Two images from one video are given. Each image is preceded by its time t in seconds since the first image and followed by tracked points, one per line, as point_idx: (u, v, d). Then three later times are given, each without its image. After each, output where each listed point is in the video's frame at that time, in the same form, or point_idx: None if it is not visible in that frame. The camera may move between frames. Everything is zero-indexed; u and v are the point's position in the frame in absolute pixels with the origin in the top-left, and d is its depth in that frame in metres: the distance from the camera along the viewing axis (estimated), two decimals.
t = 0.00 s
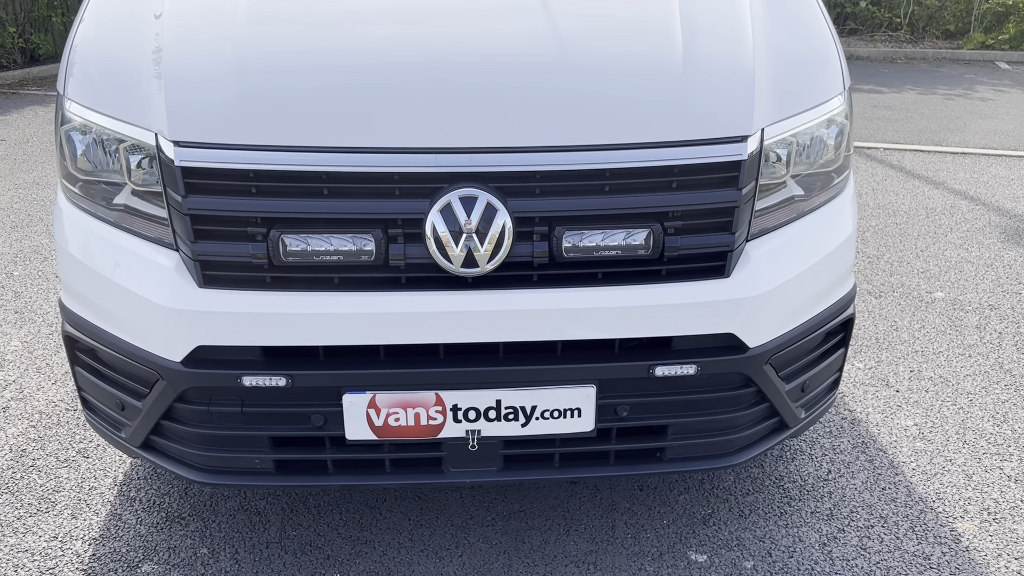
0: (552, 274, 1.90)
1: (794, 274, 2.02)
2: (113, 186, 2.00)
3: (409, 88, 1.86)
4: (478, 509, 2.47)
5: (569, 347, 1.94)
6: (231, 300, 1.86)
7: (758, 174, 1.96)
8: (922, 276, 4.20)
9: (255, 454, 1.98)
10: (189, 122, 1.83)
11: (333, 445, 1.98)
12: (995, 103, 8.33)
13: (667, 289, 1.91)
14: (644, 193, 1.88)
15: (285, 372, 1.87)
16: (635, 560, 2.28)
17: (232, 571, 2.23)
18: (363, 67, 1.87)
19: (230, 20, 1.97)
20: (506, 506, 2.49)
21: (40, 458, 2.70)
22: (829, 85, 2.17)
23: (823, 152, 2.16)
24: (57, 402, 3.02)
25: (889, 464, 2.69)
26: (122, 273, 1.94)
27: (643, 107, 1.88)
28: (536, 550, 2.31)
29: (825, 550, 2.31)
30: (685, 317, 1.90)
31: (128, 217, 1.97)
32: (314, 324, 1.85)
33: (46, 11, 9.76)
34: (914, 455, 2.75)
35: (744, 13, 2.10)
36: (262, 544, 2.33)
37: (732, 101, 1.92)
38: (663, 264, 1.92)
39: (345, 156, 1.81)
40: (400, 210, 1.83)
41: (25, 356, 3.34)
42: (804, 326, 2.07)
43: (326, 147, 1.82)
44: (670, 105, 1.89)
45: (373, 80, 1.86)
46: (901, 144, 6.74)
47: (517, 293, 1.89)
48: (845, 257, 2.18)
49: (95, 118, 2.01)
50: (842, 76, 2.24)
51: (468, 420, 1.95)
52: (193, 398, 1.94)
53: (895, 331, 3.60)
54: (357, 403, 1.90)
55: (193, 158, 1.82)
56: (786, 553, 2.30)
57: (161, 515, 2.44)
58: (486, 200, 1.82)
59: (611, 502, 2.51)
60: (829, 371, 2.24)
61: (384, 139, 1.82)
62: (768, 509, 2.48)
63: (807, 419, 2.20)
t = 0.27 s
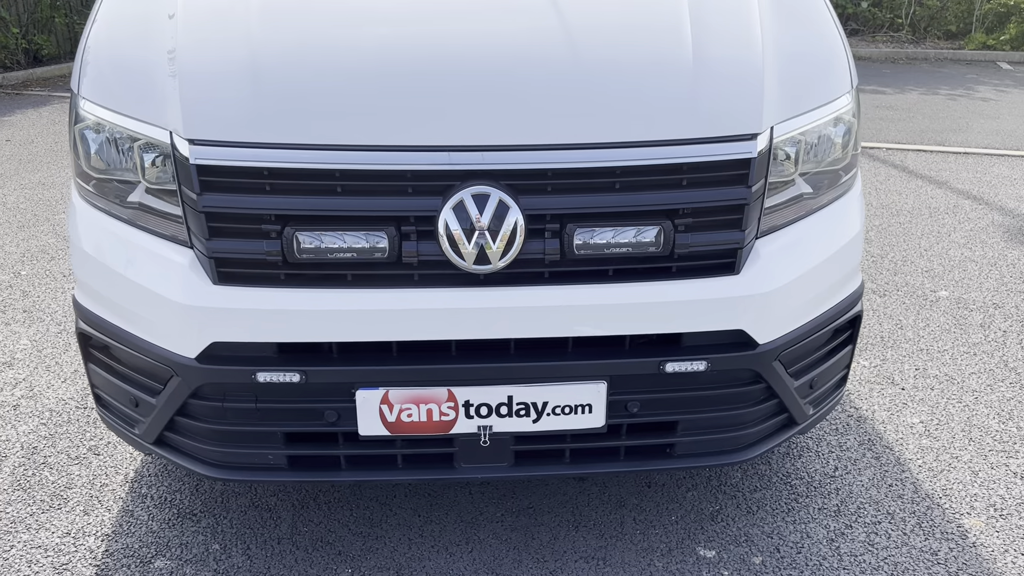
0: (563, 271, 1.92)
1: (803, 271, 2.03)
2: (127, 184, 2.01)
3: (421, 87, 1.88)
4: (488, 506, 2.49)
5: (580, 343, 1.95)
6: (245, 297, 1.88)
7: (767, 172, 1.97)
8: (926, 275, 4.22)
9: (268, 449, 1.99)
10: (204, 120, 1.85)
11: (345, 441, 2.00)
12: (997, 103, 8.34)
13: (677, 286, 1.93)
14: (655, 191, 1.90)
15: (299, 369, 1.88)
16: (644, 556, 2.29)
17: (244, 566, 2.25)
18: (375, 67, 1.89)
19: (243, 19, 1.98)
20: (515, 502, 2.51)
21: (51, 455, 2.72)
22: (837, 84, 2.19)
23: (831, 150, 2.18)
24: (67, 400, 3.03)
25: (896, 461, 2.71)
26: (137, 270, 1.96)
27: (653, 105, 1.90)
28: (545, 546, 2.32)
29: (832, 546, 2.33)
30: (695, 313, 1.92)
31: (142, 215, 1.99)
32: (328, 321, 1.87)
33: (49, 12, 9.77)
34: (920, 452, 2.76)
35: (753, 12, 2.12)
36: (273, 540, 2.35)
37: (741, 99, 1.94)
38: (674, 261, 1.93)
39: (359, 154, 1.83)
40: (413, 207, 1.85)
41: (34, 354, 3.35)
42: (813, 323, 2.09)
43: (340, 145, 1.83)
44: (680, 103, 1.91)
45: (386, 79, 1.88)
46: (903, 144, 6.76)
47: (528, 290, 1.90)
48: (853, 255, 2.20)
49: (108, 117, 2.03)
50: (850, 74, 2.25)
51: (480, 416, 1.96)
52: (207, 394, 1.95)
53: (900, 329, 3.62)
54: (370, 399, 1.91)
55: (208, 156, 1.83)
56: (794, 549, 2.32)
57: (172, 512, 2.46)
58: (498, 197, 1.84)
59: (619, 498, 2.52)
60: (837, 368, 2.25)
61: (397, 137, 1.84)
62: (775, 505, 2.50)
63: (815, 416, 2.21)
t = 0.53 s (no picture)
0: (577, 271, 1.92)
1: (816, 272, 2.04)
2: (141, 184, 2.02)
3: (436, 88, 1.88)
4: (499, 506, 2.49)
5: (593, 344, 1.96)
6: (260, 297, 1.88)
7: (780, 173, 1.98)
8: (932, 276, 4.22)
9: (282, 449, 2.00)
10: (220, 121, 1.85)
11: (359, 441, 2.01)
12: (1000, 104, 8.35)
13: (691, 286, 1.93)
14: (668, 191, 1.90)
15: (314, 368, 1.89)
16: (656, 556, 2.29)
17: (256, 566, 2.25)
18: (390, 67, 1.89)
19: (257, 21, 1.99)
20: (526, 502, 2.51)
21: (62, 455, 2.73)
22: (849, 85, 2.19)
23: (843, 151, 2.18)
24: (77, 400, 3.04)
25: (905, 461, 2.71)
26: (151, 270, 1.96)
27: (667, 106, 1.90)
28: (557, 546, 2.33)
29: (843, 546, 2.33)
30: (709, 314, 1.92)
31: (156, 215, 1.99)
32: (342, 321, 1.87)
33: (53, 12, 9.78)
34: (929, 452, 2.77)
35: (765, 14, 2.12)
36: (285, 539, 2.35)
37: (755, 100, 1.94)
38: (687, 262, 1.94)
39: (374, 154, 1.83)
40: (428, 208, 1.85)
41: (43, 355, 3.36)
42: (825, 323, 2.09)
43: (355, 146, 1.84)
44: (693, 104, 1.91)
45: (401, 80, 1.89)
46: (907, 145, 6.76)
47: (542, 290, 1.91)
48: (864, 255, 2.20)
49: (122, 117, 2.03)
50: (861, 75, 2.26)
51: (494, 416, 1.97)
52: (222, 394, 1.96)
53: (907, 330, 3.62)
54: (385, 399, 1.92)
55: (224, 156, 1.84)
56: (806, 549, 2.32)
57: (183, 512, 2.46)
58: (513, 198, 1.84)
59: (630, 498, 2.53)
60: (849, 368, 2.26)
61: (412, 138, 1.84)
62: (786, 505, 2.50)
63: (827, 416, 2.22)
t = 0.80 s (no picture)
0: (585, 272, 1.92)
1: (824, 273, 2.04)
2: (149, 185, 2.02)
3: (445, 89, 1.88)
4: (505, 507, 2.49)
5: (602, 345, 1.95)
6: (269, 298, 1.88)
7: (788, 174, 1.98)
8: (936, 277, 4.22)
9: (290, 450, 2.00)
10: (229, 121, 1.85)
11: (367, 442, 2.01)
12: (1003, 105, 8.35)
13: (699, 288, 1.93)
14: (677, 193, 1.90)
15: (322, 369, 1.89)
16: (662, 558, 2.29)
17: (263, 567, 2.25)
18: (399, 69, 1.89)
19: (266, 22, 1.99)
20: (532, 503, 2.51)
21: (68, 455, 2.72)
22: (857, 87, 2.19)
23: (851, 153, 2.18)
24: (82, 400, 3.04)
25: (911, 463, 2.71)
26: (159, 271, 1.96)
27: (676, 107, 1.90)
28: (563, 547, 2.33)
29: (850, 548, 2.33)
30: (717, 315, 1.92)
31: (165, 215, 1.99)
32: (351, 322, 1.87)
33: (55, 12, 9.78)
34: (935, 454, 2.77)
35: (773, 16, 2.12)
36: (292, 540, 2.35)
37: (763, 102, 1.94)
38: (696, 263, 1.94)
39: (383, 155, 1.83)
40: (437, 209, 1.85)
41: (48, 355, 3.36)
42: (833, 325, 2.09)
43: (364, 147, 1.84)
44: (702, 105, 1.91)
45: (410, 81, 1.89)
46: (910, 146, 6.76)
47: (551, 292, 1.91)
48: (872, 257, 2.20)
49: (130, 118, 2.03)
50: (869, 77, 2.26)
51: (502, 417, 1.97)
52: (230, 395, 1.96)
53: (912, 331, 3.62)
54: (393, 400, 1.92)
55: (233, 157, 1.84)
56: (812, 551, 2.32)
57: (190, 512, 2.46)
58: (522, 199, 1.84)
59: (636, 500, 2.53)
60: (856, 370, 2.26)
61: (420, 139, 1.84)
62: (792, 507, 2.50)
63: (834, 418, 2.22)
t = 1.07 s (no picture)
0: (585, 276, 1.91)
1: (824, 277, 2.03)
2: (147, 187, 2.01)
3: (444, 91, 1.87)
4: (503, 510, 2.48)
5: (601, 348, 1.95)
6: (266, 300, 1.87)
7: (789, 177, 1.97)
8: (936, 280, 4.21)
9: (288, 453, 1.99)
10: (227, 123, 1.85)
11: (365, 445, 2.00)
12: (1003, 107, 8.34)
13: (699, 291, 1.92)
14: (677, 196, 1.89)
15: (320, 373, 1.88)
16: (661, 562, 2.29)
17: (260, 570, 2.24)
18: (397, 71, 1.89)
19: (265, 24, 1.98)
20: (531, 507, 2.50)
21: (65, 457, 2.72)
22: (858, 89, 2.18)
23: (852, 156, 2.17)
24: (80, 402, 3.03)
25: (911, 467, 2.70)
26: (156, 273, 1.95)
27: (676, 110, 1.90)
28: (562, 551, 2.32)
29: (850, 552, 2.32)
30: (717, 319, 1.91)
31: (162, 218, 1.98)
32: (349, 325, 1.86)
33: (55, 12, 9.77)
34: (936, 458, 2.76)
35: (774, 19, 2.11)
36: (290, 543, 2.34)
37: (763, 104, 1.94)
38: (695, 266, 1.93)
39: (381, 158, 1.82)
40: (435, 212, 1.84)
41: (46, 356, 3.35)
42: (833, 328, 2.08)
43: (362, 149, 1.83)
44: (702, 108, 1.90)
45: (409, 83, 1.88)
46: (910, 148, 6.75)
47: (550, 295, 1.90)
48: (872, 260, 2.19)
49: (127, 119, 2.03)
50: (870, 80, 2.25)
51: (500, 421, 1.96)
52: (227, 398, 1.95)
53: (912, 334, 3.61)
54: (391, 403, 1.91)
55: (230, 159, 1.83)
56: (812, 555, 2.31)
57: (187, 515, 2.45)
58: (521, 202, 1.84)
59: (635, 503, 2.52)
60: (856, 374, 2.25)
61: (419, 141, 1.83)
62: (792, 511, 2.49)
63: (834, 422, 2.21)
